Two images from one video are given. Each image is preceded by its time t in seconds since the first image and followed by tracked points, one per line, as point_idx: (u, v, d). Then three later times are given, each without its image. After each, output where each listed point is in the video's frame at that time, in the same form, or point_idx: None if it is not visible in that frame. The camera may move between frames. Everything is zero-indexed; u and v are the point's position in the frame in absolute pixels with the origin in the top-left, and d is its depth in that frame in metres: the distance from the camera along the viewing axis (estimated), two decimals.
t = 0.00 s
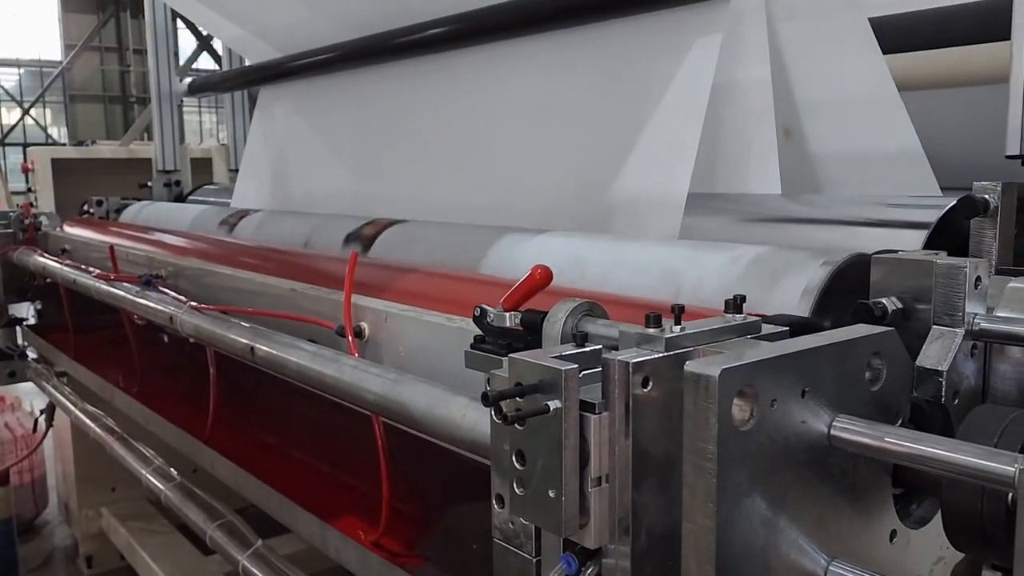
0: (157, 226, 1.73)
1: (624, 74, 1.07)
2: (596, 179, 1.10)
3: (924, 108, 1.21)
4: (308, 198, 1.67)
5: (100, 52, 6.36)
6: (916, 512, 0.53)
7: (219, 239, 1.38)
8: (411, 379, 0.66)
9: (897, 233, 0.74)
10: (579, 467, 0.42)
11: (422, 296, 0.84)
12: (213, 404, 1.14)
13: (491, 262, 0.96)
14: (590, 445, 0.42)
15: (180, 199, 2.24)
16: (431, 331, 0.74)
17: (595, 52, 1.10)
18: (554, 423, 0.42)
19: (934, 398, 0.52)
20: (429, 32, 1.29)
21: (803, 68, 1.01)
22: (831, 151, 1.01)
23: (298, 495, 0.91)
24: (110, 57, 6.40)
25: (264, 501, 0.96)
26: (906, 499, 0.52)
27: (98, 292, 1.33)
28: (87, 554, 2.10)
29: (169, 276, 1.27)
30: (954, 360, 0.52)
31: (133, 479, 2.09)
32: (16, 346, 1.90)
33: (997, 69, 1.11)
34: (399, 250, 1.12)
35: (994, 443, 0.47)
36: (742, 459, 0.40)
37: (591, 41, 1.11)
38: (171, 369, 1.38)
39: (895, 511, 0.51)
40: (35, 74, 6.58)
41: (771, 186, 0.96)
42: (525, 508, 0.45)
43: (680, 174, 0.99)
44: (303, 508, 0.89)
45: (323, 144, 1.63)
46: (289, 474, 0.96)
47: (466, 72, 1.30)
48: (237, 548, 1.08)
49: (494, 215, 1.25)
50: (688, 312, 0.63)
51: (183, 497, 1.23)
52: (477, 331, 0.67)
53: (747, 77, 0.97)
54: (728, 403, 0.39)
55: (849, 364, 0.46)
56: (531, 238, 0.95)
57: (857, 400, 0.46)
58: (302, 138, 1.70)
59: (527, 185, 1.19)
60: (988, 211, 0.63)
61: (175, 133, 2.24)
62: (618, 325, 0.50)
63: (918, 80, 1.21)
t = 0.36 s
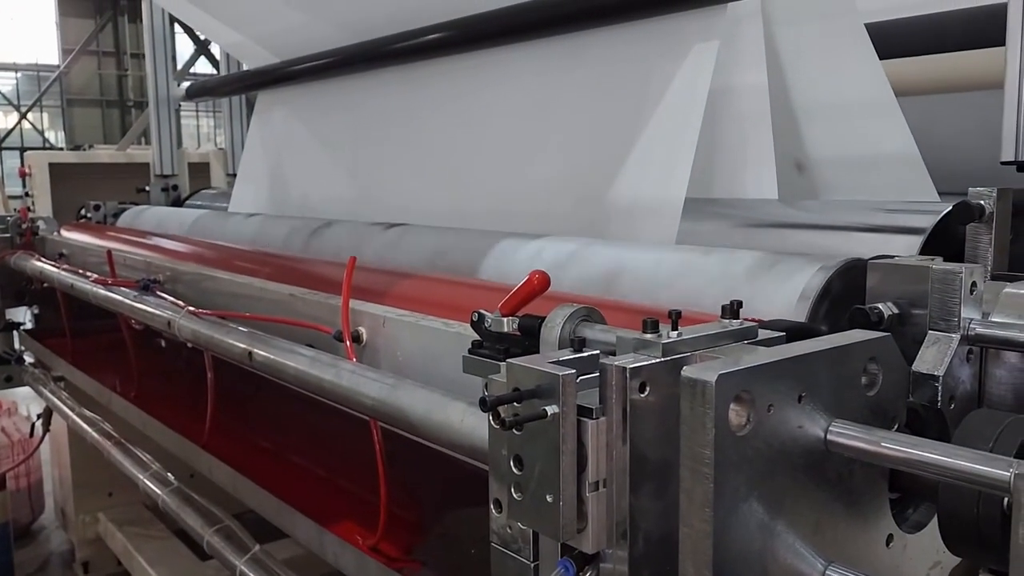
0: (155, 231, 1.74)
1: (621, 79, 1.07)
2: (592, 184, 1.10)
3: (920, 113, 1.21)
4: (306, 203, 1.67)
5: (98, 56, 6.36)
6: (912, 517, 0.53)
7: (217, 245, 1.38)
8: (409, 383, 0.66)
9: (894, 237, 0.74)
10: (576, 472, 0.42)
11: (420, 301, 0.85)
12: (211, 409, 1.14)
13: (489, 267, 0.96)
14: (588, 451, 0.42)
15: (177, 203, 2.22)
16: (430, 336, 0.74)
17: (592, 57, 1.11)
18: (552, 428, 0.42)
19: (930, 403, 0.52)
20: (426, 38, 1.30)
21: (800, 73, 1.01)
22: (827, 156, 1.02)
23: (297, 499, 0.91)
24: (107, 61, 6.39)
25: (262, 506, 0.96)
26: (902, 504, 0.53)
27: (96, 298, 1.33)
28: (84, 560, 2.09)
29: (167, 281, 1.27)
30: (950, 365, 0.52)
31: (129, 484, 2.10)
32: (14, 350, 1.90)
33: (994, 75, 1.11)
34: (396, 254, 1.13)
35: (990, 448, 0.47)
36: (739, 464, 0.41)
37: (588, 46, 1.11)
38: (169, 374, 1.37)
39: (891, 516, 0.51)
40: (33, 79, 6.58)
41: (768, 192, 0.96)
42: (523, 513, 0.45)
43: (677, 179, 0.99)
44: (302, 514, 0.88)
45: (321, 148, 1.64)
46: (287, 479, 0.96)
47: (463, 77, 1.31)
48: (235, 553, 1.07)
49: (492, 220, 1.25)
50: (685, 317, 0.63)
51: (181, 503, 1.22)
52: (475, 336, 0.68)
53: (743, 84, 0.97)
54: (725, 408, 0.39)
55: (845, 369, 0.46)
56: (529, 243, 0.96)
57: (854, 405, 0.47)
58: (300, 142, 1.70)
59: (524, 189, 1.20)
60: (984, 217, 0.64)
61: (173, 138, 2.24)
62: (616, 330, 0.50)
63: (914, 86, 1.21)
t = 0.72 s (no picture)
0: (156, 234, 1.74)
1: (621, 83, 1.08)
2: (592, 187, 1.11)
3: (919, 116, 1.22)
4: (306, 206, 1.67)
5: (97, 59, 6.37)
6: (915, 519, 0.53)
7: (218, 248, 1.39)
8: (414, 386, 0.66)
9: (892, 240, 0.75)
10: (583, 474, 0.42)
11: (423, 304, 0.85)
12: (213, 412, 1.14)
13: (491, 269, 0.96)
14: (594, 453, 0.42)
15: (177, 206, 2.20)
16: (433, 339, 0.74)
17: (592, 61, 1.11)
18: (558, 430, 0.42)
19: (932, 405, 0.52)
20: (426, 41, 1.30)
21: (799, 76, 1.02)
22: (826, 159, 1.02)
23: (299, 502, 0.91)
24: (106, 64, 6.39)
25: (264, 509, 0.96)
26: (905, 506, 0.53)
27: (97, 301, 1.33)
28: (84, 563, 2.09)
29: (168, 284, 1.27)
30: (952, 367, 0.52)
31: (129, 487, 2.10)
32: (14, 353, 1.90)
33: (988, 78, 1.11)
34: (397, 258, 1.13)
35: (992, 450, 0.47)
36: (744, 466, 0.41)
37: (588, 50, 1.12)
38: (170, 378, 1.37)
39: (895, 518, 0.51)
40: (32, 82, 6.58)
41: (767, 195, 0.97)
42: (529, 515, 0.45)
43: (678, 182, 0.99)
44: (305, 517, 0.88)
45: (322, 152, 1.64)
46: (288, 482, 0.96)
47: (463, 80, 1.31)
48: (237, 556, 1.07)
49: (493, 223, 1.25)
50: (689, 320, 0.63)
51: (183, 506, 1.22)
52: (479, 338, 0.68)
53: (743, 88, 0.98)
54: (730, 410, 0.40)
55: (848, 371, 0.46)
56: (531, 246, 0.96)
57: (857, 408, 0.47)
58: (300, 146, 1.70)
59: (525, 193, 1.20)
60: (983, 220, 0.64)
61: (174, 141, 2.25)
62: (621, 333, 0.50)
63: (913, 90, 1.22)
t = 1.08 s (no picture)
0: (155, 237, 1.74)
1: (621, 85, 1.08)
2: (593, 189, 1.11)
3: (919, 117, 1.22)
4: (306, 208, 1.68)
5: (94, 62, 6.37)
6: (916, 516, 0.53)
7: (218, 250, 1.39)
8: (416, 387, 0.66)
9: (893, 241, 0.75)
10: (587, 473, 0.43)
11: (424, 305, 0.85)
12: (215, 414, 1.14)
13: (492, 271, 0.97)
14: (598, 449, 0.43)
15: (177, 208, 2.20)
16: (435, 340, 0.74)
17: (592, 63, 1.11)
18: (563, 429, 0.43)
19: (934, 403, 0.53)
20: (424, 44, 1.30)
21: (796, 78, 1.02)
22: (824, 160, 1.03)
23: (302, 503, 0.91)
24: (103, 67, 6.39)
25: (267, 510, 0.96)
26: (907, 503, 0.53)
27: (98, 304, 1.33)
28: (84, 565, 2.09)
29: (168, 286, 1.27)
30: (952, 366, 0.53)
31: (128, 488, 2.10)
32: (13, 356, 1.90)
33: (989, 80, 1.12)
34: (398, 259, 1.13)
35: (994, 447, 0.47)
36: (747, 465, 0.41)
37: (587, 52, 1.12)
38: (172, 380, 1.38)
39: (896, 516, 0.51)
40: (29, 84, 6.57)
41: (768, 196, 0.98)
42: (534, 514, 0.45)
43: (678, 183, 1.00)
44: (307, 518, 0.89)
45: (321, 154, 1.64)
46: (290, 483, 0.96)
47: (462, 83, 1.31)
48: (240, 557, 1.07)
49: (493, 225, 1.25)
50: (692, 320, 0.64)
51: (184, 508, 1.22)
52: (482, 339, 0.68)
53: (744, 90, 0.98)
54: (734, 409, 0.40)
55: (850, 371, 0.46)
56: (531, 247, 0.96)
57: (858, 407, 0.47)
58: (300, 148, 1.70)
59: (525, 194, 1.20)
60: (982, 219, 0.65)
61: (173, 143, 2.25)
62: (623, 333, 0.51)
63: (912, 90, 1.22)
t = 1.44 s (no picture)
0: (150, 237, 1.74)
1: (614, 81, 1.08)
2: (587, 185, 1.11)
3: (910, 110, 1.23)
4: (301, 208, 1.68)
5: (85, 63, 6.34)
6: (910, 504, 0.54)
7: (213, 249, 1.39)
8: (414, 383, 0.67)
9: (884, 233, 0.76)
10: (584, 464, 0.43)
11: (420, 302, 0.85)
12: (212, 413, 1.14)
13: (487, 268, 0.97)
14: (596, 441, 0.43)
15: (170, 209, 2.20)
16: (432, 336, 0.75)
17: (585, 59, 1.12)
18: (560, 420, 0.43)
19: (926, 392, 0.53)
20: (417, 42, 1.31)
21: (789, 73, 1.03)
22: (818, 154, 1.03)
23: (300, 501, 0.91)
24: (94, 68, 6.36)
25: (265, 508, 0.96)
26: (900, 491, 0.54)
27: (93, 304, 1.33)
28: (81, 566, 2.09)
29: (163, 286, 1.27)
30: (944, 356, 0.53)
31: (125, 489, 2.10)
32: (8, 359, 1.90)
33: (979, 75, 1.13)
34: (394, 257, 1.13)
35: (985, 434, 0.48)
36: (743, 454, 0.42)
37: (580, 48, 1.12)
38: (168, 380, 1.38)
39: (890, 504, 0.52)
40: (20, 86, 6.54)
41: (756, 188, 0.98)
42: (533, 506, 0.46)
43: (672, 179, 1.00)
44: (306, 515, 0.89)
45: (315, 153, 1.64)
46: (287, 481, 0.97)
47: (455, 80, 1.32)
48: (238, 556, 1.08)
49: (487, 221, 1.26)
50: (687, 314, 0.64)
51: (182, 508, 1.22)
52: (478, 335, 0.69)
53: (737, 85, 0.99)
54: (729, 400, 0.40)
55: (843, 361, 0.47)
56: (526, 243, 0.97)
57: (853, 396, 0.48)
58: (293, 148, 1.70)
59: (519, 191, 1.21)
60: (972, 211, 0.65)
61: (165, 144, 2.24)
62: (620, 326, 0.51)
63: (904, 84, 1.23)
